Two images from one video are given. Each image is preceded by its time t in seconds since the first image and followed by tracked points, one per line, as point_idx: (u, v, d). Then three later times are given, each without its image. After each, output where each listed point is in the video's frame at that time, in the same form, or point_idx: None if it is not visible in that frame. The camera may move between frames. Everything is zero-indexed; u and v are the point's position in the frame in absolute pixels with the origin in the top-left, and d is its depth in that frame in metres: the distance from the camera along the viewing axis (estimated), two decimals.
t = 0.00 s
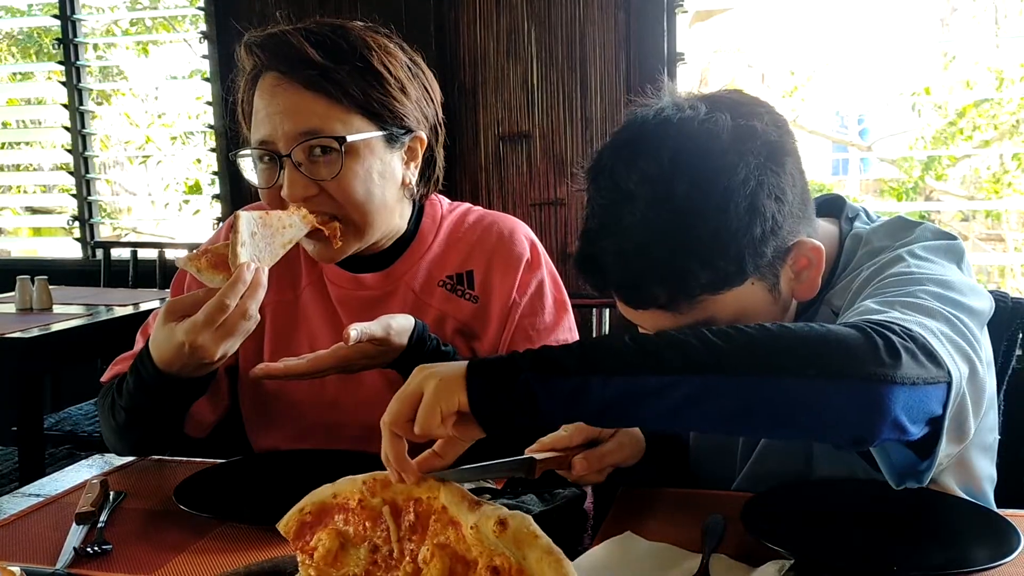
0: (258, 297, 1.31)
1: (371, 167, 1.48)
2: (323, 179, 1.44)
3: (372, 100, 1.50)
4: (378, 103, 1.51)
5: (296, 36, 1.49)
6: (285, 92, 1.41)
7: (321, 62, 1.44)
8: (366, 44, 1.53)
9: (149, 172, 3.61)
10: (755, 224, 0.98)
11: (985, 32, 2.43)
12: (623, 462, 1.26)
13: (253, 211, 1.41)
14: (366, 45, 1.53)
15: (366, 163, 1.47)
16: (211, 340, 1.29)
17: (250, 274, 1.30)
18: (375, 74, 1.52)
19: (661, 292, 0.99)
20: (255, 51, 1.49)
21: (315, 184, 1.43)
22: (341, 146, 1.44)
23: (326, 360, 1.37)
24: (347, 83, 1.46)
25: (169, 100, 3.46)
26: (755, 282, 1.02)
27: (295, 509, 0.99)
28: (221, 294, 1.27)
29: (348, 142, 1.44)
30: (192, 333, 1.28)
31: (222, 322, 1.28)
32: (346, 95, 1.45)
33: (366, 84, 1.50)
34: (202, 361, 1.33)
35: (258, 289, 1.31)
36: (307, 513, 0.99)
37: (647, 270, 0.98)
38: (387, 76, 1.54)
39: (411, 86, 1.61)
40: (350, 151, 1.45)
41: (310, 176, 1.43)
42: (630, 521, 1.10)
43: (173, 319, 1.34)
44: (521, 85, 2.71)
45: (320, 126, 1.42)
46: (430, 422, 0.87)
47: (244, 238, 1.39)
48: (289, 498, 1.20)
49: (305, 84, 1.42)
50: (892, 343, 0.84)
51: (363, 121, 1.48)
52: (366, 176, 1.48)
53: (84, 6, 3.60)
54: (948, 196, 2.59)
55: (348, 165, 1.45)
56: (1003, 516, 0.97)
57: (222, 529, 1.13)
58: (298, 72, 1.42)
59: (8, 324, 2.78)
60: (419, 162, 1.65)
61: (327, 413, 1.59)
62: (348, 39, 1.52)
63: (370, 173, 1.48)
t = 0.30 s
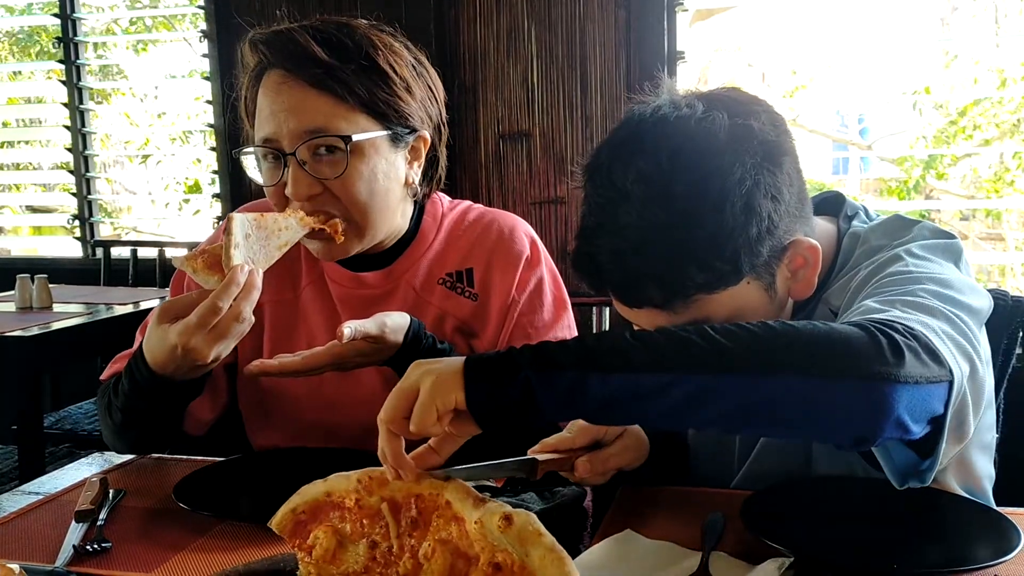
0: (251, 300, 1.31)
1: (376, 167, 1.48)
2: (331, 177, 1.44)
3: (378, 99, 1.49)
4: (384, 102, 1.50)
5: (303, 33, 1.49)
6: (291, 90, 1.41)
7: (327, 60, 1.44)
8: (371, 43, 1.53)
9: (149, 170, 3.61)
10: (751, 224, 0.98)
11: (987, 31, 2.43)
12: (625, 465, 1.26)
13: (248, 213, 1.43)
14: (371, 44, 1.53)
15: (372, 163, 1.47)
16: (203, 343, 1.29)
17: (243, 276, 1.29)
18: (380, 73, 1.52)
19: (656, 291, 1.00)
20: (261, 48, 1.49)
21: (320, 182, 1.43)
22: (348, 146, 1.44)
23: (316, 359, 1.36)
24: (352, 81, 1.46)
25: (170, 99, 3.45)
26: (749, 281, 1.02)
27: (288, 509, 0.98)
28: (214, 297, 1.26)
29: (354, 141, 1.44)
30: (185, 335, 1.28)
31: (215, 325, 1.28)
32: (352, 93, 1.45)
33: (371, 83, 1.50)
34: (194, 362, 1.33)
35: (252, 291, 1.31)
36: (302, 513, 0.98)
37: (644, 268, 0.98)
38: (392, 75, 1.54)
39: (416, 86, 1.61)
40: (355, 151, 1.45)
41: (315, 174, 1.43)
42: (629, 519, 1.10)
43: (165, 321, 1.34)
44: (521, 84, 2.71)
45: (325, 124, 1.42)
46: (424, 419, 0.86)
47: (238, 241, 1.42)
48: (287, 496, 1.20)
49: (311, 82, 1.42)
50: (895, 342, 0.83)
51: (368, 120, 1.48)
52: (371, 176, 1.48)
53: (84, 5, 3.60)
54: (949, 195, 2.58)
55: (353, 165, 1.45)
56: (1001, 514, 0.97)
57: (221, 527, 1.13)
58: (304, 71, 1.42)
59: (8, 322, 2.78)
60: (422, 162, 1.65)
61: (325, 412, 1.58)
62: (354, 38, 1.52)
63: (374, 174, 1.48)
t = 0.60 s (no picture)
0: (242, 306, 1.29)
1: (377, 171, 1.48)
2: (333, 181, 1.44)
3: (379, 102, 1.49)
4: (385, 105, 1.50)
5: (303, 36, 1.49)
6: (292, 93, 1.41)
7: (329, 64, 1.44)
8: (372, 46, 1.53)
9: (149, 170, 3.61)
10: (749, 225, 0.98)
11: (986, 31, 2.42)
12: (631, 462, 1.27)
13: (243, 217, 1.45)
14: (372, 46, 1.53)
15: (373, 167, 1.48)
16: (193, 347, 1.30)
17: (234, 280, 1.27)
18: (381, 75, 1.52)
19: (655, 290, 1.00)
20: (261, 50, 1.49)
21: (321, 187, 1.43)
22: (349, 150, 1.43)
23: (313, 362, 1.36)
24: (354, 85, 1.45)
25: (169, 99, 3.45)
26: (749, 281, 1.02)
27: (286, 509, 0.98)
28: (203, 301, 1.25)
29: (356, 146, 1.44)
30: (174, 338, 1.28)
31: (205, 329, 1.28)
32: (353, 97, 1.45)
33: (372, 86, 1.50)
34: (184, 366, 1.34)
35: (244, 296, 1.29)
36: (301, 513, 0.98)
37: (643, 268, 0.98)
38: (393, 78, 1.54)
39: (417, 88, 1.61)
40: (357, 155, 1.45)
41: (318, 179, 1.43)
42: (629, 519, 1.10)
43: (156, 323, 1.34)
44: (521, 84, 2.71)
45: (326, 129, 1.42)
46: (425, 425, 0.86)
47: (230, 243, 1.39)
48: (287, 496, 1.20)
49: (312, 87, 1.42)
50: (896, 344, 0.83)
51: (370, 123, 1.48)
52: (371, 180, 1.48)
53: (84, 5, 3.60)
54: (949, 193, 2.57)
55: (355, 169, 1.45)
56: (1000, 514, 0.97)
57: (222, 527, 1.13)
58: (305, 75, 1.42)
59: (9, 322, 2.78)
60: (423, 164, 1.65)
61: (325, 414, 1.58)
62: (355, 40, 1.52)
63: (375, 178, 1.48)
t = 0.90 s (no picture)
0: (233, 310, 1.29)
1: (376, 174, 1.48)
2: (331, 184, 1.43)
3: (377, 103, 1.49)
4: (383, 106, 1.50)
5: (300, 36, 1.48)
6: (289, 94, 1.40)
7: (326, 66, 1.43)
8: (369, 47, 1.52)
9: (149, 169, 3.60)
10: (749, 212, 0.98)
11: (987, 27, 2.41)
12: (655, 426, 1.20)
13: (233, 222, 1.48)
14: (370, 46, 1.53)
15: (372, 170, 1.47)
16: (179, 353, 1.28)
17: (222, 287, 1.26)
18: (379, 76, 1.51)
19: (656, 274, 0.98)
20: (257, 51, 1.48)
21: (320, 190, 1.42)
22: (348, 154, 1.43)
23: (312, 365, 1.38)
24: (351, 86, 1.45)
25: (169, 98, 3.45)
26: (750, 268, 1.02)
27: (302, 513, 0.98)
28: (190, 308, 1.24)
29: (354, 148, 1.44)
30: (161, 344, 1.28)
31: (191, 336, 1.27)
32: (352, 98, 1.45)
33: (371, 87, 1.49)
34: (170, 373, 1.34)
35: (233, 303, 1.28)
36: (317, 517, 0.98)
37: (643, 251, 0.97)
38: (392, 78, 1.54)
39: (416, 88, 1.61)
40: (356, 158, 1.44)
41: (317, 182, 1.42)
42: (632, 519, 1.09)
43: (145, 328, 1.34)
44: (521, 82, 2.70)
45: (324, 132, 1.41)
46: (449, 433, 0.88)
47: (219, 249, 1.40)
48: (288, 497, 1.20)
49: (310, 88, 1.41)
50: (914, 375, 0.82)
51: (368, 124, 1.47)
52: (371, 183, 1.47)
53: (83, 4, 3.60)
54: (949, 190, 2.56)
55: (353, 172, 1.45)
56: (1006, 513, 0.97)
57: (223, 527, 1.12)
58: (301, 76, 1.41)
59: (9, 322, 2.78)
60: (422, 164, 1.65)
61: (325, 412, 1.57)
62: (352, 40, 1.52)
63: (374, 180, 1.48)
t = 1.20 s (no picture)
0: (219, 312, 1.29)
1: (374, 172, 1.48)
2: (331, 184, 1.43)
3: (374, 100, 1.48)
4: (381, 103, 1.50)
5: (296, 34, 1.48)
6: (286, 93, 1.40)
7: (323, 64, 1.43)
8: (365, 43, 1.52)
9: (148, 166, 3.59)
10: (751, 176, 0.98)
11: (987, 23, 2.41)
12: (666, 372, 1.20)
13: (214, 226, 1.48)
14: (366, 43, 1.52)
15: (370, 168, 1.47)
16: (160, 358, 1.29)
17: (201, 292, 1.25)
18: (376, 73, 1.51)
19: (659, 229, 0.98)
20: (253, 49, 1.48)
21: (319, 189, 1.42)
22: (346, 152, 1.43)
23: (309, 366, 1.37)
24: (349, 83, 1.45)
25: (168, 95, 3.45)
26: (750, 229, 1.00)
27: (333, 520, 1.05)
28: (167, 313, 1.24)
29: (353, 147, 1.44)
30: (140, 351, 1.29)
31: (173, 340, 1.28)
32: (349, 95, 1.44)
33: (367, 84, 1.49)
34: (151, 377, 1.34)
35: (213, 308, 1.27)
36: (345, 526, 1.04)
37: (647, 205, 0.97)
38: (389, 75, 1.53)
39: (413, 85, 1.60)
40: (354, 157, 1.44)
41: (315, 180, 1.42)
42: (632, 514, 1.09)
43: (127, 334, 1.37)
44: (521, 79, 2.68)
45: (322, 131, 1.41)
46: (563, 438, 0.86)
47: (197, 254, 1.39)
48: (289, 494, 1.20)
49: (306, 86, 1.41)
50: None
51: (367, 122, 1.47)
52: (370, 181, 1.47)
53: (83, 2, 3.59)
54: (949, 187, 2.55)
55: (352, 171, 1.44)
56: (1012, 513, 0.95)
57: (224, 524, 1.13)
58: (299, 74, 1.41)
59: (9, 319, 2.78)
60: (420, 161, 1.64)
61: (325, 409, 1.57)
62: (348, 37, 1.52)
63: (373, 179, 1.48)
